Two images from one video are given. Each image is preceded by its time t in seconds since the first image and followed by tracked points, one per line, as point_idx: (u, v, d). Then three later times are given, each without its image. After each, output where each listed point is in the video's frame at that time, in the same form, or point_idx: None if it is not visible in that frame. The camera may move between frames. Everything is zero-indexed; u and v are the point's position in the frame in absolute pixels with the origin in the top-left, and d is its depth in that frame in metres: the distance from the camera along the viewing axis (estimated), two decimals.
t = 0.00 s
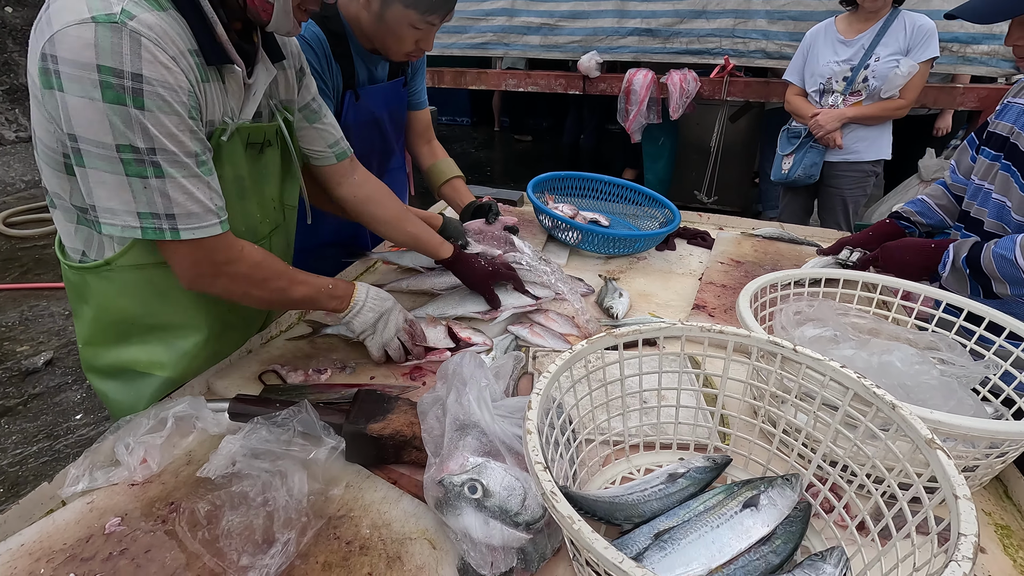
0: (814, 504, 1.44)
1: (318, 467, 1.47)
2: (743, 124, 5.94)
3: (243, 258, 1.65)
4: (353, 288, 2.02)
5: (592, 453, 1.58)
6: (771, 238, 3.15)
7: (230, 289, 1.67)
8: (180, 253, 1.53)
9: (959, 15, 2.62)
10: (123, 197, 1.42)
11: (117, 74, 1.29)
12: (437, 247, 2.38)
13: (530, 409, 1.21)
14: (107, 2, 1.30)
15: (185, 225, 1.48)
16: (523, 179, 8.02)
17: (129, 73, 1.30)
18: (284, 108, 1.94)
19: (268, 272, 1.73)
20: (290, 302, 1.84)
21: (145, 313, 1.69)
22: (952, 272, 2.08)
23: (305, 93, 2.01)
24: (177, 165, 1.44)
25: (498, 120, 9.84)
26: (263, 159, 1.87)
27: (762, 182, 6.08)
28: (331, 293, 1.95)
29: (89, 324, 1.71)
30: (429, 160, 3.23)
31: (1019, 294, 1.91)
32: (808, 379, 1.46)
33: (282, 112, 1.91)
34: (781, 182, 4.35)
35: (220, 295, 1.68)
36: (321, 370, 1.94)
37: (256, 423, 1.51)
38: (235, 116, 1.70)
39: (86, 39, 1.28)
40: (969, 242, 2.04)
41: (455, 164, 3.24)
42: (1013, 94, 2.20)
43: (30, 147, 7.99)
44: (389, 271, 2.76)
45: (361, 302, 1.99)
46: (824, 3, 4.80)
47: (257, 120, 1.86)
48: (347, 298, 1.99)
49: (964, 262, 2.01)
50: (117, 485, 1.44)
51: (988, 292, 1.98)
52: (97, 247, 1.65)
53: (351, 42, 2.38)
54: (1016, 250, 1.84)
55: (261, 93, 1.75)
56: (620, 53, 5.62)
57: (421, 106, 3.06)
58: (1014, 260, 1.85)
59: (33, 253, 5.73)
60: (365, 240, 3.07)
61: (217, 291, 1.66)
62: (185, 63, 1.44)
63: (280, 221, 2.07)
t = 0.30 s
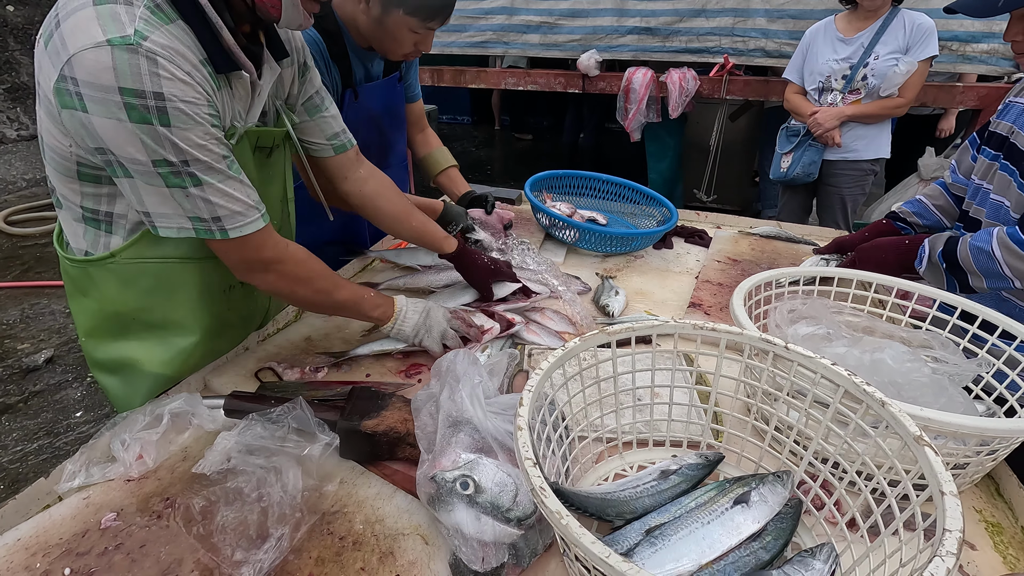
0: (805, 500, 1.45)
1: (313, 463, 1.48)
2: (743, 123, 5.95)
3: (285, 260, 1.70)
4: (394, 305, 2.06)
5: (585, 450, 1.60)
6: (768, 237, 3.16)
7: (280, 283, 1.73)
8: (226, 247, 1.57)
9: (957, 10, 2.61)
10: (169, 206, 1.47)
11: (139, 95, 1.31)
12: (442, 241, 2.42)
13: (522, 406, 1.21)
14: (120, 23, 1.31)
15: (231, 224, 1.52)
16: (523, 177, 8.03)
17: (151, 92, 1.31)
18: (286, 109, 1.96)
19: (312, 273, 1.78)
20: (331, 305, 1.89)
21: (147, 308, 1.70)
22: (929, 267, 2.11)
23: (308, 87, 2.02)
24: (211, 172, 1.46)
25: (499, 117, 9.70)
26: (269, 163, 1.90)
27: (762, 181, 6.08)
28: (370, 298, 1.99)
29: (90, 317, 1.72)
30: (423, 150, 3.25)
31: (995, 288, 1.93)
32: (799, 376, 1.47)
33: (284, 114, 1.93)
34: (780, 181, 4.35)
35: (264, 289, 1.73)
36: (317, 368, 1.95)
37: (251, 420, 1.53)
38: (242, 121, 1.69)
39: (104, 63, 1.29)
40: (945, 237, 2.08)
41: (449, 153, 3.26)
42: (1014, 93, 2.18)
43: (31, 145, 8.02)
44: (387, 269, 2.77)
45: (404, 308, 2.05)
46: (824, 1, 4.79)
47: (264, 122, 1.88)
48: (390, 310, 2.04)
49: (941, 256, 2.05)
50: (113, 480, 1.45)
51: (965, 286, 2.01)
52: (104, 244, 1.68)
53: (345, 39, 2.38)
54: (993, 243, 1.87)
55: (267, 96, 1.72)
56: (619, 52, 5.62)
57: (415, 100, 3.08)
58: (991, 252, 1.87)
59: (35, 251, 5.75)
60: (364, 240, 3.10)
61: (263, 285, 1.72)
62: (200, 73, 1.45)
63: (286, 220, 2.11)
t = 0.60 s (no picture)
0: (802, 501, 1.44)
1: (307, 463, 1.47)
2: (744, 122, 5.93)
3: (272, 255, 1.67)
4: (388, 288, 2.04)
5: (581, 450, 1.59)
6: (767, 236, 3.15)
7: (266, 286, 1.69)
8: (208, 254, 1.53)
9: (961, 8, 2.61)
10: (150, 199, 1.41)
11: (136, 75, 1.28)
12: (362, 240, 2.42)
13: (515, 405, 1.21)
14: (121, 5, 1.29)
15: (216, 221, 1.49)
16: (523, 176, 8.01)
17: (148, 72, 1.29)
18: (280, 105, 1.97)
19: (299, 268, 1.76)
20: (322, 298, 1.86)
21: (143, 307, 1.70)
22: (902, 251, 2.11)
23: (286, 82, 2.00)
24: (201, 161, 1.44)
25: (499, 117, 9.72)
26: (261, 155, 1.88)
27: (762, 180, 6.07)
28: (364, 283, 1.96)
29: (86, 317, 1.71)
30: (430, 152, 3.30)
31: (970, 275, 1.94)
32: (796, 376, 1.46)
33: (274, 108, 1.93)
34: (782, 180, 4.33)
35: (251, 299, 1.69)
36: (313, 368, 1.94)
37: (245, 418, 1.52)
38: (237, 114, 1.70)
39: (104, 44, 1.27)
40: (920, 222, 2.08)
41: (455, 157, 3.30)
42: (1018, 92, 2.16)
43: (32, 144, 8.02)
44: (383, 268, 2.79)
45: (400, 288, 2.05)
46: None
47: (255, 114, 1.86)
48: (385, 293, 2.02)
49: (917, 241, 2.05)
50: (107, 480, 1.44)
51: (936, 271, 2.03)
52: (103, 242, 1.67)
53: (358, 36, 2.37)
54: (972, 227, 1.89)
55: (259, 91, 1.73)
56: (619, 50, 5.60)
57: (426, 102, 3.14)
58: (969, 236, 1.89)
59: (35, 250, 5.76)
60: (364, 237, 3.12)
61: (250, 295, 1.67)
62: (199, 59, 1.44)
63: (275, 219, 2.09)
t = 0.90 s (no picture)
0: (803, 502, 1.43)
1: (304, 462, 1.47)
2: (745, 120, 5.91)
3: (237, 261, 1.64)
4: (358, 292, 2.02)
5: (580, 450, 1.58)
6: (768, 235, 3.13)
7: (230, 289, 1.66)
8: (169, 256, 1.52)
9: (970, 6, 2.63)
10: (117, 202, 1.41)
11: (108, 76, 1.27)
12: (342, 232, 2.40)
13: (513, 405, 1.19)
14: (96, 4, 1.29)
15: (179, 228, 1.48)
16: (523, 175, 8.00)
17: (120, 73, 1.28)
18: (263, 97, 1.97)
19: (262, 276, 1.71)
20: (287, 299, 1.83)
21: (135, 305, 1.69)
22: (894, 247, 2.07)
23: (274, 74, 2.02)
24: (170, 167, 1.43)
25: (499, 116, 9.75)
26: (250, 147, 1.88)
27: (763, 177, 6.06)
28: (330, 286, 1.95)
29: (78, 317, 1.71)
30: (430, 145, 3.32)
31: (964, 267, 1.92)
32: (797, 376, 1.45)
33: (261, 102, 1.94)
34: (784, 178, 4.30)
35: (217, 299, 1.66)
36: (312, 367, 1.94)
37: (242, 418, 1.51)
38: (223, 105, 1.71)
39: (77, 44, 1.26)
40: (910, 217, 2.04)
41: (455, 148, 3.31)
42: None
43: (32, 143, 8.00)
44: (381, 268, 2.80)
45: (369, 290, 2.03)
46: None
47: (241, 107, 1.86)
48: (353, 296, 2.01)
49: (909, 235, 2.01)
50: (103, 479, 1.44)
51: (929, 266, 1.99)
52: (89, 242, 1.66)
53: (365, 32, 2.38)
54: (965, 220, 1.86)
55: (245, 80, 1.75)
56: (620, 49, 5.58)
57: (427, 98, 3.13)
58: (963, 228, 1.86)
59: (34, 249, 5.75)
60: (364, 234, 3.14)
61: (212, 296, 1.64)
62: (176, 59, 1.43)
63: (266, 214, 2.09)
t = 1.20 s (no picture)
0: (803, 500, 1.43)
1: (304, 461, 1.46)
2: (744, 119, 5.91)
3: (231, 257, 1.65)
4: (341, 298, 2.02)
5: (580, 449, 1.58)
6: (767, 234, 3.14)
7: (222, 284, 1.65)
8: (166, 249, 1.51)
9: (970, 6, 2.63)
10: (111, 191, 1.40)
11: (109, 63, 1.27)
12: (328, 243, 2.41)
13: (513, 403, 1.20)
14: None
15: (173, 219, 1.47)
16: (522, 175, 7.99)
17: (122, 60, 1.29)
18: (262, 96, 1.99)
19: (257, 271, 1.73)
20: (274, 303, 1.83)
21: (132, 302, 1.69)
22: (920, 270, 2.09)
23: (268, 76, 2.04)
24: (167, 156, 1.42)
25: (498, 115, 9.72)
26: (248, 146, 1.86)
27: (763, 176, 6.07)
28: (315, 292, 1.95)
29: (74, 314, 1.70)
30: (432, 145, 3.32)
31: (993, 284, 1.92)
32: (797, 374, 1.45)
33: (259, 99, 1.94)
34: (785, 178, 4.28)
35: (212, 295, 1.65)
36: (311, 365, 1.94)
37: (242, 417, 1.51)
38: (221, 100, 1.72)
39: (79, 31, 1.26)
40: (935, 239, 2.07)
41: (457, 149, 3.29)
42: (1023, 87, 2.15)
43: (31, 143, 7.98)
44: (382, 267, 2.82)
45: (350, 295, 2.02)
46: None
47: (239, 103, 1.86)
48: (339, 303, 2.00)
49: (934, 258, 2.03)
50: (102, 478, 1.44)
51: (957, 286, 1.98)
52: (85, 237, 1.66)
53: (364, 32, 2.39)
54: (989, 240, 1.87)
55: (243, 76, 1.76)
56: (619, 48, 5.58)
57: (428, 97, 3.14)
58: (985, 247, 1.88)
59: (34, 248, 5.74)
60: (364, 233, 3.15)
61: (203, 294, 1.64)
62: (176, 48, 1.44)
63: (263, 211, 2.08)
